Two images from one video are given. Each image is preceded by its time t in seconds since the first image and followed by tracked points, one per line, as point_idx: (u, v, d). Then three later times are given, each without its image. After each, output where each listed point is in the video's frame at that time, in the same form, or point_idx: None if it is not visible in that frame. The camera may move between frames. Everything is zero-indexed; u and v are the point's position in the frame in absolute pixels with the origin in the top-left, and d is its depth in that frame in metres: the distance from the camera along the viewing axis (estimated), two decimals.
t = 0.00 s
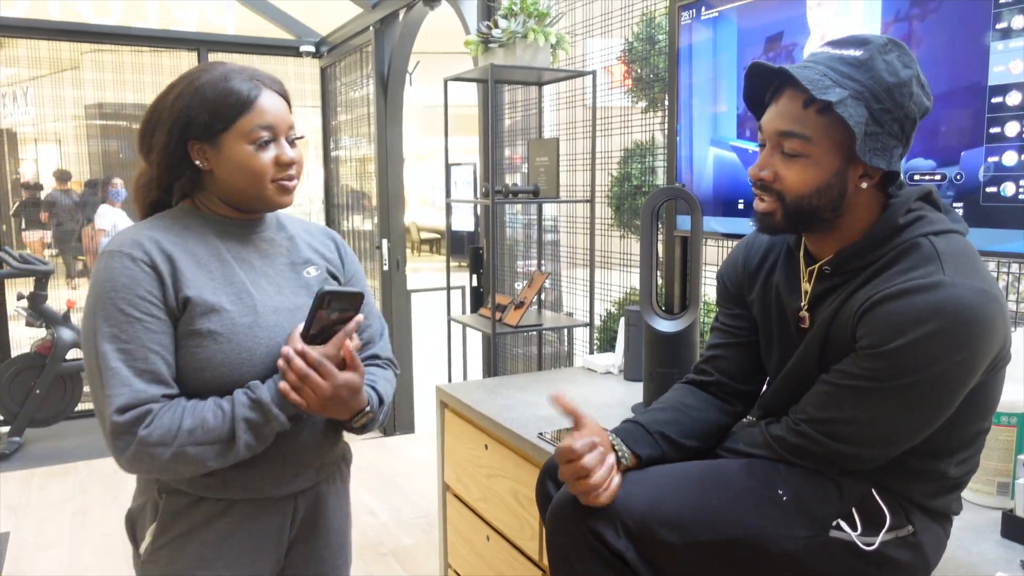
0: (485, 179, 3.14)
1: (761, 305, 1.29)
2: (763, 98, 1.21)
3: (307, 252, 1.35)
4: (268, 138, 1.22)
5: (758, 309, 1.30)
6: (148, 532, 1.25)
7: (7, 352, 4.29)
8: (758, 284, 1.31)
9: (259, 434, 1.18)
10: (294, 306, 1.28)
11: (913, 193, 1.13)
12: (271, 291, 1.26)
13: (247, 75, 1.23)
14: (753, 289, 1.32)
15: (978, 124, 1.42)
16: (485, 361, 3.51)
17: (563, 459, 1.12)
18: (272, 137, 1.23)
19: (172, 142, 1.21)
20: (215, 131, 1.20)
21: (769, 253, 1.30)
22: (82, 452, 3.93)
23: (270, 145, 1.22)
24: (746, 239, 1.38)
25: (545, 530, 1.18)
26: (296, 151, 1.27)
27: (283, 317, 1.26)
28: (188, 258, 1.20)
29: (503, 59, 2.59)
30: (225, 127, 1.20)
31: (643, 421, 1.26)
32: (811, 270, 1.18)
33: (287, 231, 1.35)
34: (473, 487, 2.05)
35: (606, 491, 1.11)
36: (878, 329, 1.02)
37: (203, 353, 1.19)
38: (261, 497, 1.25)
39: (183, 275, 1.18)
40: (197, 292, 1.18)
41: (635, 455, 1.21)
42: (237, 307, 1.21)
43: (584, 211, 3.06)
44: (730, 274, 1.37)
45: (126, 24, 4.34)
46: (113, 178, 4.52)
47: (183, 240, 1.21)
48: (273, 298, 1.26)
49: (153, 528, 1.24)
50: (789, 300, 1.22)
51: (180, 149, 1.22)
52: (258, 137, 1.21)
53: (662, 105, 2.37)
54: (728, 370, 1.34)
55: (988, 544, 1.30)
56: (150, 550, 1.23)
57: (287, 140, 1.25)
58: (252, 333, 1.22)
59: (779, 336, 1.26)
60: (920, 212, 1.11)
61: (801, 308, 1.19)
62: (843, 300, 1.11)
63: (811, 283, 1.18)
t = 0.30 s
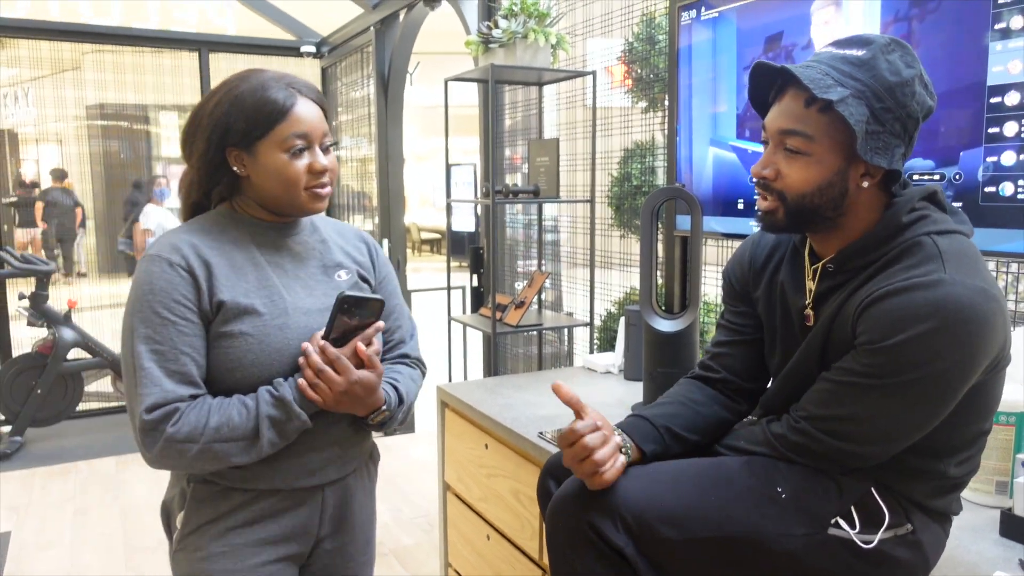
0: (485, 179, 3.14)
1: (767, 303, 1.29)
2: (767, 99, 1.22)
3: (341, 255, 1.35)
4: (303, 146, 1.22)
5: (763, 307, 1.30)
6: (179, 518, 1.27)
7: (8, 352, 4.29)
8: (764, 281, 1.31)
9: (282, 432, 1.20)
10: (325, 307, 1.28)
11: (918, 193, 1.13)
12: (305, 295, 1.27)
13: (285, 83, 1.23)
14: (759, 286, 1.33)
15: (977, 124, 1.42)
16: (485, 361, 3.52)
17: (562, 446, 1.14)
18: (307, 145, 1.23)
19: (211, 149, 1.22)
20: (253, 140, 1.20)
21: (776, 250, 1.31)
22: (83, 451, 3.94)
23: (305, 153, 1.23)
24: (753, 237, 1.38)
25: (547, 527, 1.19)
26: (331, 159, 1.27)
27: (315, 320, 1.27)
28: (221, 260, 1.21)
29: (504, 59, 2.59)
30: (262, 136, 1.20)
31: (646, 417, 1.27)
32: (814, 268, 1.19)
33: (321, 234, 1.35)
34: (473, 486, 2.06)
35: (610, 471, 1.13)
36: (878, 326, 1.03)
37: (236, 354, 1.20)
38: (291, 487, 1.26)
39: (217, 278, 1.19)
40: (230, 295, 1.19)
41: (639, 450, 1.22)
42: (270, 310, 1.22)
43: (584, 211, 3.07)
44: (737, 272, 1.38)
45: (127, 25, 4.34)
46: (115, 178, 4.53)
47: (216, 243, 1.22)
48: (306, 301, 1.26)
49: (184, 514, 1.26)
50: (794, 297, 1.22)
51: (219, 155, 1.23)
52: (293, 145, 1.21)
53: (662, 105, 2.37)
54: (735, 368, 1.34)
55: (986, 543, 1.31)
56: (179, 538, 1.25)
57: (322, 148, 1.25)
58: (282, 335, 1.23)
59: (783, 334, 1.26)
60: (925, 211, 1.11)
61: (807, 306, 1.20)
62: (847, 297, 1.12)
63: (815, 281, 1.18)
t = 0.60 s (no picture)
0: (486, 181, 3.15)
1: (775, 303, 1.30)
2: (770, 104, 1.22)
3: (350, 257, 1.36)
4: (316, 153, 1.23)
5: (771, 307, 1.31)
6: (196, 527, 1.26)
7: (9, 353, 4.30)
8: (773, 281, 1.31)
9: (299, 425, 1.20)
10: (336, 305, 1.29)
11: (928, 197, 1.13)
12: (316, 294, 1.27)
13: (300, 89, 1.24)
14: (767, 286, 1.33)
15: (978, 127, 1.42)
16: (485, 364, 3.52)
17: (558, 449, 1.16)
18: (320, 152, 1.23)
19: (224, 150, 1.22)
20: (266, 145, 1.21)
21: (786, 250, 1.31)
22: (83, 453, 3.94)
23: (317, 160, 1.23)
24: (762, 238, 1.39)
25: (546, 527, 1.19)
26: (342, 166, 1.27)
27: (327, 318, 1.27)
28: (233, 257, 1.21)
29: (505, 62, 2.59)
30: (275, 141, 1.21)
31: (646, 417, 1.27)
32: (823, 270, 1.19)
33: (329, 237, 1.36)
34: (474, 488, 2.06)
35: (607, 471, 1.13)
36: (884, 327, 1.03)
37: (248, 350, 1.20)
38: (309, 485, 1.25)
39: (229, 275, 1.19)
40: (243, 292, 1.19)
41: (638, 450, 1.22)
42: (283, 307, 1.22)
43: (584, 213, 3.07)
44: (745, 272, 1.38)
45: (129, 27, 4.35)
46: (116, 180, 4.54)
47: (228, 241, 1.23)
48: (317, 300, 1.27)
49: (200, 520, 1.25)
50: (801, 298, 1.22)
51: (232, 157, 1.23)
52: (306, 151, 1.22)
53: (663, 108, 2.37)
54: (741, 367, 1.35)
55: (987, 546, 1.31)
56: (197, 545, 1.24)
57: (334, 156, 1.26)
58: (295, 331, 1.23)
59: (790, 334, 1.27)
60: (934, 216, 1.11)
61: (813, 306, 1.20)
62: (854, 298, 1.12)
63: (823, 283, 1.18)
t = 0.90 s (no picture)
0: (487, 183, 3.15)
1: (778, 303, 1.30)
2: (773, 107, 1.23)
3: (348, 257, 1.37)
4: (314, 147, 1.23)
5: (774, 308, 1.31)
6: (199, 538, 1.26)
7: (10, 354, 4.30)
8: (776, 281, 1.31)
9: (313, 438, 1.21)
10: (340, 304, 1.29)
11: (931, 199, 1.13)
12: (319, 293, 1.28)
13: (295, 86, 1.25)
14: (770, 286, 1.33)
15: (979, 129, 1.42)
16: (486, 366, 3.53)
17: (559, 451, 1.15)
18: (318, 146, 1.24)
19: (221, 150, 1.22)
20: (264, 141, 1.21)
21: (789, 251, 1.31)
22: (84, 454, 3.94)
23: (316, 154, 1.24)
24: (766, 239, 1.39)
25: (548, 528, 1.19)
26: (341, 162, 1.28)
27: (333, 317, 1.28)
28: (236, 257, 1.21)
29: (506, 63, 2.60)
30: (273, 137, 1.21)
31: (648, 418, 1.27)
32: (827, 271, 1.19)
33: (326, 239, 1.37)
34: (475, 490, 2.06)
35: (608, 474, 1.13)
36: (889, 327, 1.03)
37: (256, 350, 1.20)
38: (318, 491, 1.26)
39: (234, 274, 1.19)
40: (250, 292, 1.19)
41: (640, 451, 1.22)
42: (289, 306, 1.23)
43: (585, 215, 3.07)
44: (749, 272, 1.38)
45: (131, 29, 4.36)
46: (117, 181, 4.54)
47: (230, 241, 1.22)
48: (321, 299, 1.27)
49: (206, 532, 1.24)
50: (806, 300, 1.22)
51: (228, 157, 1.23)
52: (305, 145, 1.22)
53: (664, 110, 2.37)
54: (744, 368, 1.35)
55: (988, 549, 1.31)
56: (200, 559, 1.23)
57: (332, 150, 1.26)
58: (302, 330, 1.23)
59: (793, 334, 1.27)
60: (938, 217, 1.11)
61: (817, 308, 1.20)
62: (858, 300, 1.12)
63: (828, 284, 1.19)
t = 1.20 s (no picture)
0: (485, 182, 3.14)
1: (774, 302, 1.30)
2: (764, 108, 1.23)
3: (339, 255, 1.38)
4: (301, 137, 1.24)
5: (769, 305, 1.31)
6: (196, 545, 1.25)
7: (8, 353, 4.30)
8: (771, 280, 1.31)
9: (309, 437, 1.21)
10: (333, 302, 1.30)
11: (923, 196, 1.14)
12: (312, 291, 1.28)
13: (277, 78, 1.25)
14: (766, 285, 1.33)
15: (977, 128, 1.42)
16: (484, 364, 3.52)
17: (559, 451, 1.15)
18: (304, 135, 1.24)
19: (206, 149, 1.21)
20: (250, 134, 1.21)
21: (784, 250, 1.31)
22: (82, 453, 3.94)
23: (303, 143, 1.24)
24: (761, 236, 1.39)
25: (547, 528, 1.19)
26: (329, 151, 1.29)
27: (327, 314, 1.28)
28: (226, 256, 1.21)
29: (504, 62, 2.59)
30: (258, 129, 1.21)
31: (646, 417, 1.27)
32: (821, 270, 1.19)
33: (316, 237, 1.37)
34: (473, 489, 2.06)
35: (607, 472, 1.13)
36: (883, 324, 1.03)
37: (250, 350, 1.20)
38: (316, 493, 1.26)
39: (225, 273, 1.19)
40: (242, 290, 1.19)
41: (640, 450, 1.22)
42: (282, 305, 1.23)
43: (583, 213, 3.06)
44: (744, 270, 1.38)
45: (128, 28, 4.35)
46: (115, 181, 4.54)
47: (221, 241, 1.22)
48: (314, 297, 1.27)
49: (202, 541, 1.24)
50: (800, 298, 1.22)
51: (214, 155, 1.22)
52: (291, 135, 1.22)
53: (662, 108, 2.37)
54: (740, 366, 1.35)
55: (985, 546, 1.31)
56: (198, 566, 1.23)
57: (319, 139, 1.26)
58: (297, 328, 1.23)
59: (789, 333, 1.27)
60: (930, 214, 1.12)
61: (812, 306, 1.20)
62: (852, 298, 1.12)
63: (822, 283, 1.19)
